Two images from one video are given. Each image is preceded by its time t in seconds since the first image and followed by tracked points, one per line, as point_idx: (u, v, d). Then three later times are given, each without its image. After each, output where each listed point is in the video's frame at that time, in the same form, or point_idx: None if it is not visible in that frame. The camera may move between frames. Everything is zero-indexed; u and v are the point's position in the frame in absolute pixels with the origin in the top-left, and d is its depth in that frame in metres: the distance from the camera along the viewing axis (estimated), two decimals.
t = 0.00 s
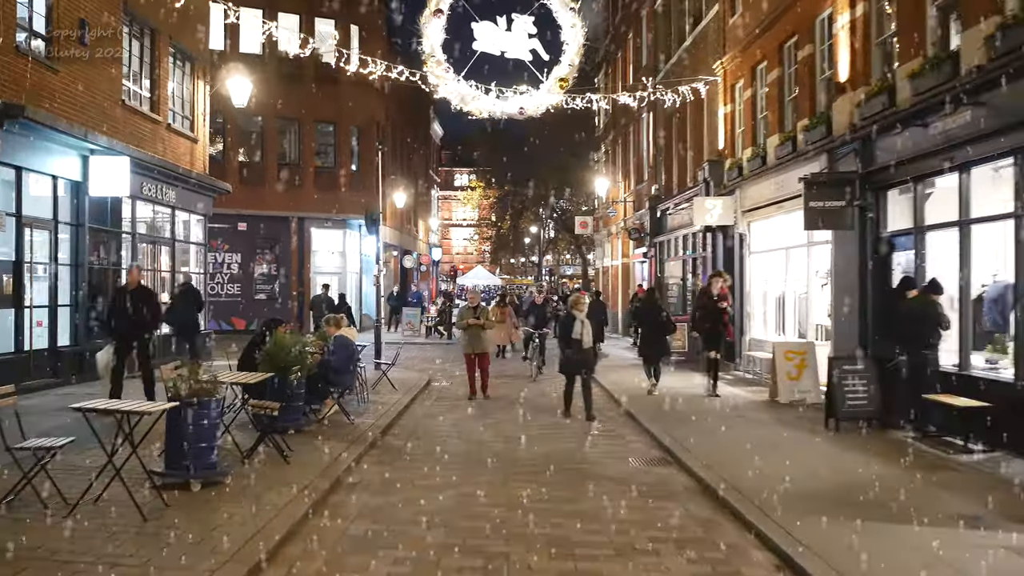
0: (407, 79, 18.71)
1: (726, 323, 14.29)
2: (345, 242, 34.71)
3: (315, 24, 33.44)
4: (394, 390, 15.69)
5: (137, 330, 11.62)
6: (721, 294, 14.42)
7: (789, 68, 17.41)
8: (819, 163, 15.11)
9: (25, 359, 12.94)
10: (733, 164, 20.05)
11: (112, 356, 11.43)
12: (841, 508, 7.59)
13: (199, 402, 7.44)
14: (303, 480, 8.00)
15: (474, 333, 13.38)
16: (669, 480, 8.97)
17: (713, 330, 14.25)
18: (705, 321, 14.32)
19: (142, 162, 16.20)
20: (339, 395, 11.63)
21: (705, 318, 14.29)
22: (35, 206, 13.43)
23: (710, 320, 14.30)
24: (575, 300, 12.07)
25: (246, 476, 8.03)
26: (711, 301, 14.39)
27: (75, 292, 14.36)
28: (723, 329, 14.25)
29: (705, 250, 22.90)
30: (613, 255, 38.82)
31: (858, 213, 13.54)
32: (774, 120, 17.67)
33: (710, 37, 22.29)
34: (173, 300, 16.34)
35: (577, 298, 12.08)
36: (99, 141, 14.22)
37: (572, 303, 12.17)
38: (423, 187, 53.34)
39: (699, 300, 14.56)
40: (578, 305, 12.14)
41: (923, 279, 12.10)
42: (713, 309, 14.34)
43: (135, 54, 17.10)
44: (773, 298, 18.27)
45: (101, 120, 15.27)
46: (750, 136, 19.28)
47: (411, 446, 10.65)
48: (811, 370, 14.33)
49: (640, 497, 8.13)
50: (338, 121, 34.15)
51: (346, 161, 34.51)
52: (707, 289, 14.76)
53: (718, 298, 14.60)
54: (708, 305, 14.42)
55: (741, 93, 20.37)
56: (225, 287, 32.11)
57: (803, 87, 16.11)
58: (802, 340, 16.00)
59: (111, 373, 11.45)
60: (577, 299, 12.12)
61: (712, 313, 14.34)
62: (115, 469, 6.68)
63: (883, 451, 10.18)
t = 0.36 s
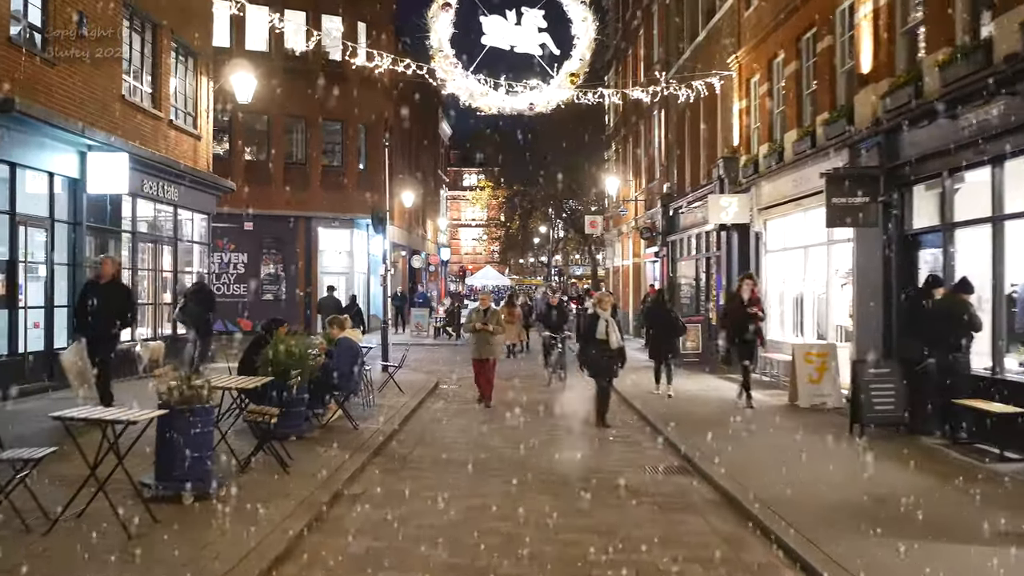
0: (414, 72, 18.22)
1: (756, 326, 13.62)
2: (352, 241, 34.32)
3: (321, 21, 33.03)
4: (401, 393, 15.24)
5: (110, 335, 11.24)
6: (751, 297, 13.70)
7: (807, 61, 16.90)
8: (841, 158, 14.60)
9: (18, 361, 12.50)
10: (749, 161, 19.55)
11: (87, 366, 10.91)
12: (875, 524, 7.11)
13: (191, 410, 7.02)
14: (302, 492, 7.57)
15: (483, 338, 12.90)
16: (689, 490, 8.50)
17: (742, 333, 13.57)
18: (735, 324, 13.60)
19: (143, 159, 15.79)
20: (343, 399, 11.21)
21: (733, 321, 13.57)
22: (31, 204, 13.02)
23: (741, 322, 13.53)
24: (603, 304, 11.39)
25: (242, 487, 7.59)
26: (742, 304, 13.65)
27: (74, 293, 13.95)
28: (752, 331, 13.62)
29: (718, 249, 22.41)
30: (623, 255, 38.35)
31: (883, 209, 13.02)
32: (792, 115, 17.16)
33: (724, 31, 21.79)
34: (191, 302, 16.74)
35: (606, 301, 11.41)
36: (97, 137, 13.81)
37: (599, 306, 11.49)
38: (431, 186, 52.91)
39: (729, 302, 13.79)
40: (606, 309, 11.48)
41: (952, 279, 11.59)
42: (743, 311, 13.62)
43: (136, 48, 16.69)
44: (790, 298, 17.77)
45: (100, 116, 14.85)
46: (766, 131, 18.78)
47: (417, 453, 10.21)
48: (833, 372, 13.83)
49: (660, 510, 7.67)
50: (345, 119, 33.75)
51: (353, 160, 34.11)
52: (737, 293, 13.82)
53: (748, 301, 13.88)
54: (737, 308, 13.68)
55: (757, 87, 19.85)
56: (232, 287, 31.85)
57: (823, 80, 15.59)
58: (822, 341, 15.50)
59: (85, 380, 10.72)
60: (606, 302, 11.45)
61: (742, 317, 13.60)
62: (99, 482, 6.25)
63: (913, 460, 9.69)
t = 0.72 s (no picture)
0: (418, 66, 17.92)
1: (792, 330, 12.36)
2: (358, 241, 33.92)
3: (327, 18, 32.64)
4: (406, 396, 14.78)
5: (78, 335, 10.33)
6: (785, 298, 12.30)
7: (824, 54, 16.40)
8: (862, 152, 14.09)
9: (11, 363, 12.07)
10: (763, 157, 19.06)
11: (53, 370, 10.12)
12: (910, 540, 6.64)
13: (178, 418, 6.60)
14: (298, 504, 7.13)
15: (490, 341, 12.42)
16: (708, 502, 8.03)
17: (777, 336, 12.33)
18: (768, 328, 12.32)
19: (140, 155, 15.41)
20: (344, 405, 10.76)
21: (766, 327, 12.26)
22: (24, 202, 12.59)
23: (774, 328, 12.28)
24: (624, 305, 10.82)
25: (235, 498, 7.16)
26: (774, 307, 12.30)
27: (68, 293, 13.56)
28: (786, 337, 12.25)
29: (731, 248, 21.90)
30: (633, 255, 37.89)
31: (906, 206, 12.50)
32: (809, 110, 16.65)
33: (737, 25, 21.30)
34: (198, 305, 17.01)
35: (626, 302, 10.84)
36: (93, 132, 13.41)
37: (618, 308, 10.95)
38: (439, 186, 52.46)
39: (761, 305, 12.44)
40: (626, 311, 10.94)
41: (981, 278, 11.07)
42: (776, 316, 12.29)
43: (135, 43, 16.31)
44: (807, 298, 17.28)
45: (96, 111, 14.46)
46: (782, 127, 18.28)
47: (421, 460, 9.78)
48: (853, 375, 13.34)
49: (677, 524, 7.20)
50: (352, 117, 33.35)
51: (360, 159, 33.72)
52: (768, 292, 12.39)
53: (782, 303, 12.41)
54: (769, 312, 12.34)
55: (771, 82, 19.34)
56: (237, 287, 31.55)
57: (842, 74, 15.08)
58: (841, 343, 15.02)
59: (42, 382, 10.14)
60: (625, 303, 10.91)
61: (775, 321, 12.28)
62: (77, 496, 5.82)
63: (943, 469, 9.20)
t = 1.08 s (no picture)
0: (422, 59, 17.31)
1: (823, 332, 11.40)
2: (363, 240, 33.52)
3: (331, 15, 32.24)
4: (409, 400, 14.34)
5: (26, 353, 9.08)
6: (816, 297, 11.43)
7: (840, 47, 15.90)
8: (880, 147, 13.59)
9: None
10: (776, 153, 18.58)
11: None
12: (944, 558, 6.18)
13: (159, 427, 6.19)
14: (288, 518, 6.70)
15: (490, 344, 11.92)
16: (725, 514, 7.59)
17: (804, 338, 11.49)
18: (795, 329, 11.49)
19: (135, 151, 15.00)
20: (343, 410, 10.30)
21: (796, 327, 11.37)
22: (12, 199, 12.15)
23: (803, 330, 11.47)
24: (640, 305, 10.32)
25: (222, 512, 6.74)
26: (805, 308, 11.41)
27: (59, 294, 13.15)
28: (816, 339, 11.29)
29: (742, 247, 21.43)
30: (641, 254, 37.44)
31: (929, 202, 12.01)
32: (824, 104, 16.17)
33: (748, 18, 20.81)
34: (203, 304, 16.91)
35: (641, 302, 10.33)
36: (84, 127, 13.01)
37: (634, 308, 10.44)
38: (445, 185, 52.02)
39: (789, 306, 11.54)
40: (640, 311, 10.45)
41: (1008, 277, 10.57)
42: (806, 317, 11.44)
43: (131, 36, 15.91)
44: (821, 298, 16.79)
45: (89, 105, 14.06)
46: (795, 123, 17.78)
47: (422, 468, 9.32)
48: (871, 378, 12.85)
49: (693, 539, 6.77)
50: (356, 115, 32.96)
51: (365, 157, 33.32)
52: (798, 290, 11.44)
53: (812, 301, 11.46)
54: (798, 313, 11.46)
55: (784, 77, 18.84)
56: (239, 287, 31.06)
57: (860, 65, 14.58)
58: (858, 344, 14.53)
59: None
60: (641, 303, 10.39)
61: (806, 322, 11.42)
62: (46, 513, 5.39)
63: (970, 478, 8.74)
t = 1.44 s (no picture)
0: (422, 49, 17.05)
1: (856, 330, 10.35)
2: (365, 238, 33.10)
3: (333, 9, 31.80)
4: (410, 399, 13.90)
5: None
6: (847, 291, 10.34)
7: (855, 35, 15.41)
8: (898, 136, 13.10)
9: None
10: (787, 147, 18.09)
11: None
12: (985, 568, 5.73)
13: (136, 428, 5.75)
14: (277, 525, 6.26)
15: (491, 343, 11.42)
16: (745, 521, 7.14)
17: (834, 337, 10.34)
18: (826, 329, 10.32)
19: (127, 144, 14.58)
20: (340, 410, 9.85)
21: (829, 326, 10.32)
22: None
23: (836, 328, 10.29)
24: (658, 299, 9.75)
25: (206, 519, 6.30)
26: (837, 301, 10.29)
27: (48, 290, 12.73)
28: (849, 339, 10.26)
29: (752, 243, 20.97)
30: (646, 252, 36.97)
31: (950, 193, 11.52)
32: (837, 94, 15.68)
33: (757, 9, 20.33)
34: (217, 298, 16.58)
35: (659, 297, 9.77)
36: (74, 117, 12.58)
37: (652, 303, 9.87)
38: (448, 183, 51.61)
39: (818, 302, 10.41)
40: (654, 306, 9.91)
41: None
42: (838, 313, 10.27)
43: (124, 26, 15.48)
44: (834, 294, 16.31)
45: (80, 96, 13.63)
46: (807, 115, 17.29)
47: (422, 471, 8.87)
48: (890, 377, 12.37)
49: (712, 548, 6.32)
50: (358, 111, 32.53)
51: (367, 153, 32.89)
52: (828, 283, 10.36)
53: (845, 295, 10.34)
54: (830, 309, 10.32)
55: (796, 68, 18.35)
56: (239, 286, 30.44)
57: (876, 53, 14.08)
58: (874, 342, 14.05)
59: None
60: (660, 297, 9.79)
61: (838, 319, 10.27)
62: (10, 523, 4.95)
63: (1002, 482, 8.27)
